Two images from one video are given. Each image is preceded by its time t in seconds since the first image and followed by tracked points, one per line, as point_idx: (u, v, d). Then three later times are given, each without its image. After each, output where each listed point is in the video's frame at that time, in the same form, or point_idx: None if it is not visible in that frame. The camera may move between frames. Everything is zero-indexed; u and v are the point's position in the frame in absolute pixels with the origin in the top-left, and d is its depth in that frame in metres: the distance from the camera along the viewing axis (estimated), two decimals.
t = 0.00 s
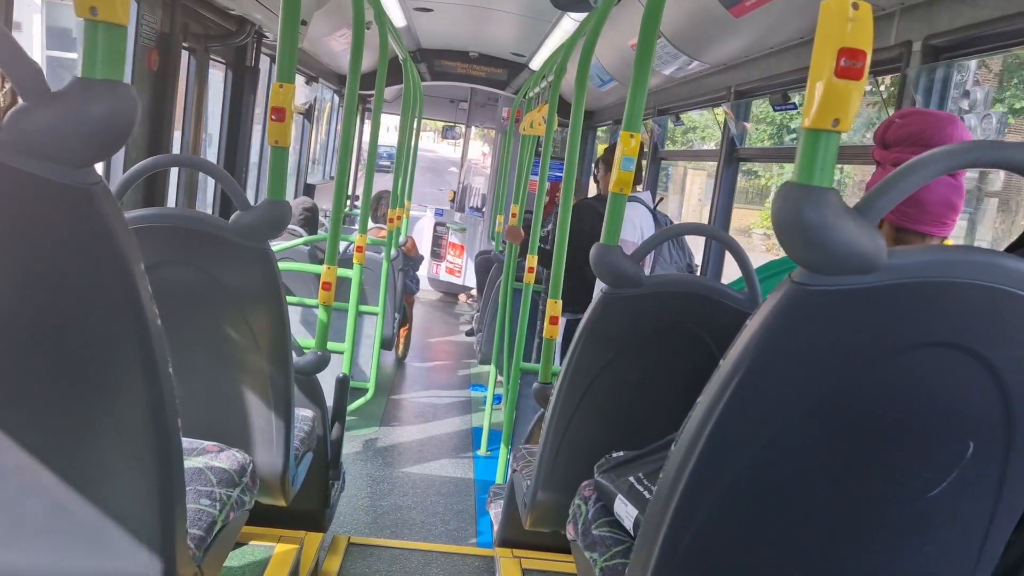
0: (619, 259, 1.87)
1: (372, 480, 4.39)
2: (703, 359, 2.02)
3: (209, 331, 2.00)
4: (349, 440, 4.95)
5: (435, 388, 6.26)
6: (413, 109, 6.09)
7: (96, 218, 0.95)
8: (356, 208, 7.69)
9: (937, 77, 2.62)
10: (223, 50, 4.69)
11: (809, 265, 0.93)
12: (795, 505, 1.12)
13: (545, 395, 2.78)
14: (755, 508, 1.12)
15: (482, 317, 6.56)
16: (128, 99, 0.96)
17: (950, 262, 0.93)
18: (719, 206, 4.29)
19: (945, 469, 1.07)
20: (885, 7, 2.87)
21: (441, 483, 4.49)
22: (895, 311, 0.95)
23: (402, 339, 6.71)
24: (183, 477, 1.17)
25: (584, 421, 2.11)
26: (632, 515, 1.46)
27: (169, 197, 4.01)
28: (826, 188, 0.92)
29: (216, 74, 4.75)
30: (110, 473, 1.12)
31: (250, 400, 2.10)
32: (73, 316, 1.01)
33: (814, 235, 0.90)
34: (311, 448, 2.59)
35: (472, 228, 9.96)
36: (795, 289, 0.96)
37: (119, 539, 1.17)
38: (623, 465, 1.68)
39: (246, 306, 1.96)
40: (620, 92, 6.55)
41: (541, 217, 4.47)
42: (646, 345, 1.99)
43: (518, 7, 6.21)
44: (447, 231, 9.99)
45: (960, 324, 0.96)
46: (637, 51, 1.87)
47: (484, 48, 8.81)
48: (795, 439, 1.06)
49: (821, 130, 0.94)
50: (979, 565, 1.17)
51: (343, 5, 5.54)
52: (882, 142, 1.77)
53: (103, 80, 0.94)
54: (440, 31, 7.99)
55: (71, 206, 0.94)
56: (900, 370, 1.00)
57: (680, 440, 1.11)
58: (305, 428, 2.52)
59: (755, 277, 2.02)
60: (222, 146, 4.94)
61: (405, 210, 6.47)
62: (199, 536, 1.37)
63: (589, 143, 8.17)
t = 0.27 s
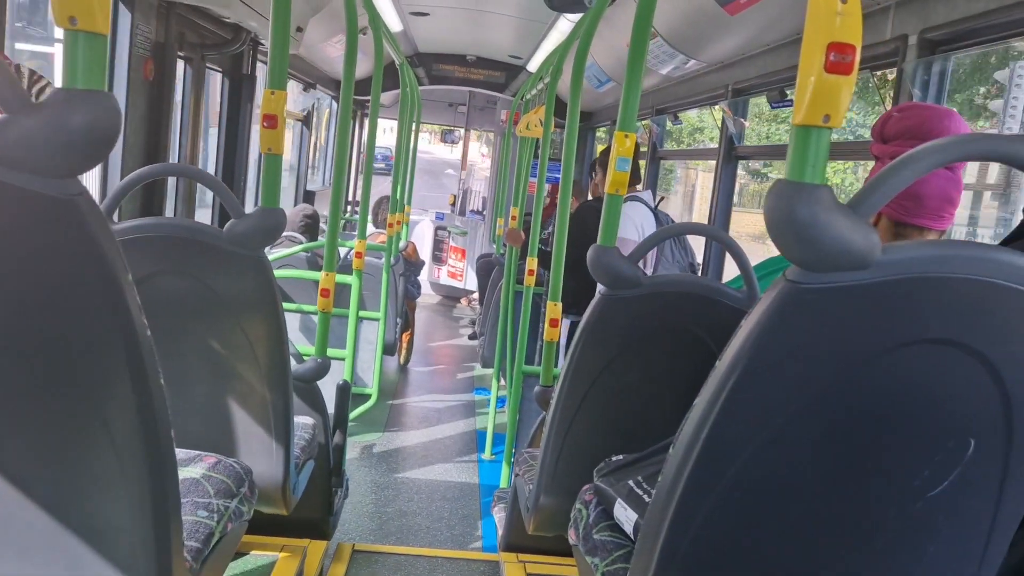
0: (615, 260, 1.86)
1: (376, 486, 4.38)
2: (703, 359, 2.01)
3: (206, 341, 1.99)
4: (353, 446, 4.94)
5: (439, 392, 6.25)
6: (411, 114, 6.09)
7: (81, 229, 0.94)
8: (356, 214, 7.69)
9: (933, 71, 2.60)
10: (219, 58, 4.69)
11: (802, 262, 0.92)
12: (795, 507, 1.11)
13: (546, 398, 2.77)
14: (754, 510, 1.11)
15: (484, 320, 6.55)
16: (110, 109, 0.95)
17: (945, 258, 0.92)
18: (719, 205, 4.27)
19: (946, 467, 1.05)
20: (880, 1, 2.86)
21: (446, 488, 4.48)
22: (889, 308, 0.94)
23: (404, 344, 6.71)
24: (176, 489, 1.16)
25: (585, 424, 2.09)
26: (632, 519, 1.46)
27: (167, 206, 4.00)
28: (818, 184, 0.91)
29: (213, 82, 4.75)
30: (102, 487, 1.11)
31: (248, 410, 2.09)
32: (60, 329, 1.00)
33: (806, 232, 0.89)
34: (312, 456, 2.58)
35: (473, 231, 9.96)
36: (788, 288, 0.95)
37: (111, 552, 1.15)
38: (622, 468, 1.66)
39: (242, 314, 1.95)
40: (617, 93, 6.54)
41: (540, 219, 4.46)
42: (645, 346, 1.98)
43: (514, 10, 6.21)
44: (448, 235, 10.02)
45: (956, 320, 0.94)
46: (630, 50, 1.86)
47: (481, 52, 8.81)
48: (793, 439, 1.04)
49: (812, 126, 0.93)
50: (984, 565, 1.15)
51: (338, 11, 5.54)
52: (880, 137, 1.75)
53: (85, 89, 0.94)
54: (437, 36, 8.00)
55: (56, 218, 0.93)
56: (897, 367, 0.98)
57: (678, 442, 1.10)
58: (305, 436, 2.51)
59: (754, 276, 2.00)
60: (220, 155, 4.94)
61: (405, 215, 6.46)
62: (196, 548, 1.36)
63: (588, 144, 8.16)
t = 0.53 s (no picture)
0: (639, 264, 1.88)
1: (389, 491, 4.39)
2: (727, 362, 2.01)
3: (231, 348, 2.01)
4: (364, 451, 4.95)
5: (447, 396, 6.26)
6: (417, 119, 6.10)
7: (135, 240, 0.96)
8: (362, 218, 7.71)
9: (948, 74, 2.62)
10: (229, 65, 4.71)
11: (849, 268, 0.94)
12: (836, 511, 1.11)
13: (565, 402, 2.78)
14: (796, 513, 1.12)
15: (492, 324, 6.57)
16: (166, 122, 0.96)
17: (989, 262, 0.93)
18: (730, 207, 4.27)
19: (987, 469, 1.06)
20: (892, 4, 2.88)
21: (458, 492, 4.48)
22: (934, 313, 0.95)
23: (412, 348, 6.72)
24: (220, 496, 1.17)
25: (608, 429, 2.11)
26: (663, 524, 1.46)
27: (179, 214, 4.02)
28: (867, 191, 0.92)
29: (223, 89, 4.77)
30: (151, 495, 1.12)
31: (273, 416, 2.10)
32: (111, 339, 1.02)
33: (855, 238, 0.91)
34: (333, 462, 2.59)
35: (478, 234, 9.95)
36: (834, 294, 0.96)
37: (158, 559, 1.17)
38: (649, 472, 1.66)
39: (268, 322, 1.96)
40: (623, 96, 6.56)
41: (551, 223, 4.47)
42: (668, 350, 1.99)
43: (519, 14, 6.23)
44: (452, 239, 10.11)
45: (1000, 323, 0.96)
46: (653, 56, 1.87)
47: (485, 56, 8.83)
48: (835, 443, 1.05)
49: (862, 133, 0.94)
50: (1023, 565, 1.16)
51: (345, 17, 5.56)
52: (893, 140, 1.75)
53: (142, 102, 0.95)
54: (441, 40, 8.02)
55: (111, 230, 0.95)
56: (940, 371, 0.99)
57: (720, 446, 1.11)
58: (326, 441, 2.52)
59: (778, 278, 2.00)
60: (230, 161, 4.96)
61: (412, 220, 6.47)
62: (238, 554, 1.37)
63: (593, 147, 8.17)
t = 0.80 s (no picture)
0: (633, 254, 1.85)
1: (379, 483, 4.36)
2: (720, 354, 1.99)
3: (217, 338, 1.97)
4: (354, 442, 4.92)
5: (438, 388, 6.23)
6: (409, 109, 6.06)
7: (115, 225, 0.92)
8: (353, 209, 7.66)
9: (944, 65, 2.59)
10: (218, 53, 4.65)
11: (850, 257, 0.91)
12: (833, 506, 1.09)
13: (556, 394, 2.75)
14: (792, 508, 1.09)
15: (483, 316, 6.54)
16: (147, 102, 0.93)
17: (993, 252, 0.91)
18: (722, 197, 4.27)
19: (986, 462, 1.04)
20: None
21: (448, 484, 4.46)
22: (936, 303, 0.93)
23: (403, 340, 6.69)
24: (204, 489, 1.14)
25: (600, 420, 2.09)
26: (656, 517, 1.44)
27: (167, 202, 3.97)
28: (869, 178, 0.90)
29: (212, 77, 4.71)
30: (132, 487, 1.09)
31: (261, 407, 2.07)
32: (90, 328, 0.98)
33: (857, 226, 0.88)
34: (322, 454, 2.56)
35: (469, 226, 9.94)
36: (834, 283, 0.94)
37: (140, 553, 1.14)
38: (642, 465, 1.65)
39: (256, 311, 1.93)
40: (616, 88, 6.53)
41: (543, 214, 4.44)
42: (662, 341, 1.97)
43: (512, 4, 6.18)
44: (444, 231, 9.99)
45: (1003, 315, 0.94)
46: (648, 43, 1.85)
47: (477, 46, 8.77)
48: (833, 436, 1.03)
49: (863, 118, 0.92)
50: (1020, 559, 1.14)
51: (336, 5, 5.50)
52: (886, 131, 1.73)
53: (122, 82, 0.92)
54: (433, 30, 7.96)
55: (90, 214, 0.91)
56: (941, 363, 0.97)
57: (714, 439, 1.09)
58: (315, 433, 2.49)
59: (772, 270, 1.98)
60: (219, 150, 4.90)
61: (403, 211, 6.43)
62: (221, 547, 1.34)
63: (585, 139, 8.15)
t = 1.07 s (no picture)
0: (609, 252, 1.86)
1: (362, 479, 4.36)
2: (694, 350, 2.01)
3: (194, 333, 1.97)
4: (337, 438, 4.92)
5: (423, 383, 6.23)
6: (394, 104, 6.05)
7: (81, 222, 0.92)
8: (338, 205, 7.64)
9: (921, 64, 2.62)
10: (200, 47, 4.62)
11: (810, 255, 0.93)
12: (797, 500, 1.11)
13: (537, 389, 2.77)
14: (757, 503, 1.11)
15: (468, 312, 6.54)
16: (112, 100, 0.93)
17: (948, 250, 0.93)
18: (704, 196, 4.32)
19: (945, 457, 1.06)
20: None
21: (431, 480, 4.47)
22: (894, 300, 0.95)
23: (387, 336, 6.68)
24: (174, 487, 1.14)
25: (577, 415, 2.10)
26: (628, 511, 1.46)
27: (148, 198, 3.94)
28: (827, 177, 0.91)
29: (194, 71, 4.69)
30: (99, 485, 1.09)
31: (238, 403, 2.07)
32: (59, 322, 0.99)
33: (816, 225, 0.90)
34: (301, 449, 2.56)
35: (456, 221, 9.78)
36: (794, 280, 0.95)
37: (108, 549, 1.14)
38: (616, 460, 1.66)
39: (233, 307, 1.93)
40: (601, 84, 6.54)
41: (526, 210, 4.44)
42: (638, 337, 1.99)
43: None
44: (430, 226, 9.93)
45: (959, 312, 0.95)
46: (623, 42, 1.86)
47: (463, 42, 8.76)
48: (797, 432, 1.05)
49: (821, 119, 0.93)
50: (980, 553, 1.16)
51: None
52: (869, 130, 1.76)
53: (86, 79, 0.92)
54: (419, 25, 7.94)
55: (55, 211, 0.91)
56: (901, 359, 0.99)
57: (680, 435, 1.10)
58: (294, 429, 2.49)
59: (746, 267, 2.00)
60: (202, 145, 4.88)
61: (388, 206, 6.43)
62: (193, 544, 1.35)
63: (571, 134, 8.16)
